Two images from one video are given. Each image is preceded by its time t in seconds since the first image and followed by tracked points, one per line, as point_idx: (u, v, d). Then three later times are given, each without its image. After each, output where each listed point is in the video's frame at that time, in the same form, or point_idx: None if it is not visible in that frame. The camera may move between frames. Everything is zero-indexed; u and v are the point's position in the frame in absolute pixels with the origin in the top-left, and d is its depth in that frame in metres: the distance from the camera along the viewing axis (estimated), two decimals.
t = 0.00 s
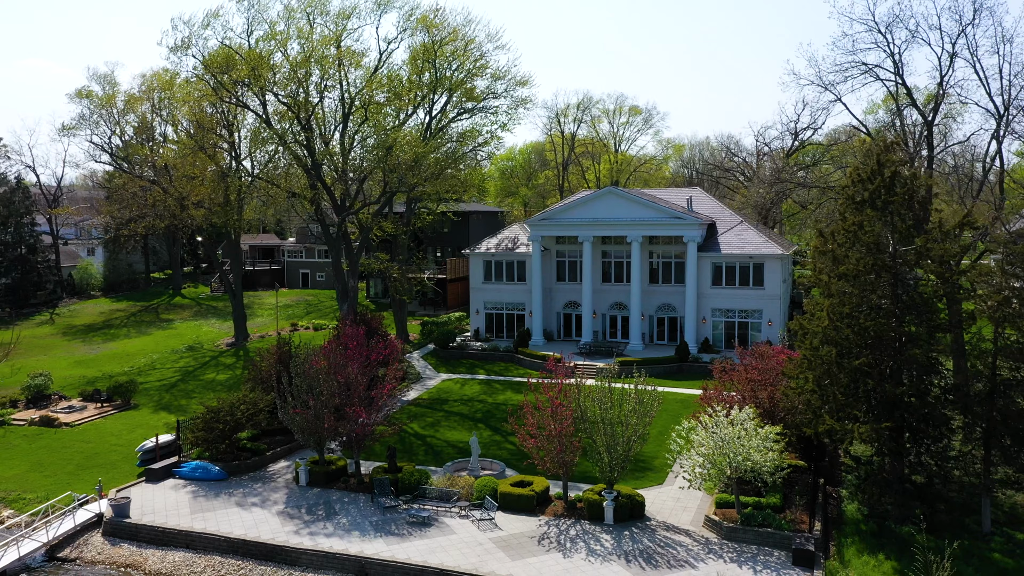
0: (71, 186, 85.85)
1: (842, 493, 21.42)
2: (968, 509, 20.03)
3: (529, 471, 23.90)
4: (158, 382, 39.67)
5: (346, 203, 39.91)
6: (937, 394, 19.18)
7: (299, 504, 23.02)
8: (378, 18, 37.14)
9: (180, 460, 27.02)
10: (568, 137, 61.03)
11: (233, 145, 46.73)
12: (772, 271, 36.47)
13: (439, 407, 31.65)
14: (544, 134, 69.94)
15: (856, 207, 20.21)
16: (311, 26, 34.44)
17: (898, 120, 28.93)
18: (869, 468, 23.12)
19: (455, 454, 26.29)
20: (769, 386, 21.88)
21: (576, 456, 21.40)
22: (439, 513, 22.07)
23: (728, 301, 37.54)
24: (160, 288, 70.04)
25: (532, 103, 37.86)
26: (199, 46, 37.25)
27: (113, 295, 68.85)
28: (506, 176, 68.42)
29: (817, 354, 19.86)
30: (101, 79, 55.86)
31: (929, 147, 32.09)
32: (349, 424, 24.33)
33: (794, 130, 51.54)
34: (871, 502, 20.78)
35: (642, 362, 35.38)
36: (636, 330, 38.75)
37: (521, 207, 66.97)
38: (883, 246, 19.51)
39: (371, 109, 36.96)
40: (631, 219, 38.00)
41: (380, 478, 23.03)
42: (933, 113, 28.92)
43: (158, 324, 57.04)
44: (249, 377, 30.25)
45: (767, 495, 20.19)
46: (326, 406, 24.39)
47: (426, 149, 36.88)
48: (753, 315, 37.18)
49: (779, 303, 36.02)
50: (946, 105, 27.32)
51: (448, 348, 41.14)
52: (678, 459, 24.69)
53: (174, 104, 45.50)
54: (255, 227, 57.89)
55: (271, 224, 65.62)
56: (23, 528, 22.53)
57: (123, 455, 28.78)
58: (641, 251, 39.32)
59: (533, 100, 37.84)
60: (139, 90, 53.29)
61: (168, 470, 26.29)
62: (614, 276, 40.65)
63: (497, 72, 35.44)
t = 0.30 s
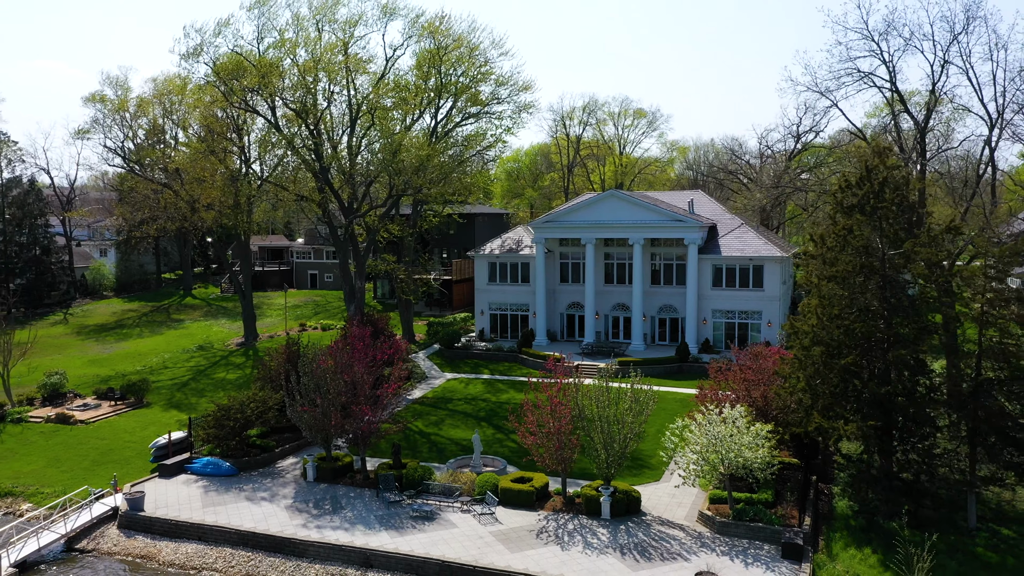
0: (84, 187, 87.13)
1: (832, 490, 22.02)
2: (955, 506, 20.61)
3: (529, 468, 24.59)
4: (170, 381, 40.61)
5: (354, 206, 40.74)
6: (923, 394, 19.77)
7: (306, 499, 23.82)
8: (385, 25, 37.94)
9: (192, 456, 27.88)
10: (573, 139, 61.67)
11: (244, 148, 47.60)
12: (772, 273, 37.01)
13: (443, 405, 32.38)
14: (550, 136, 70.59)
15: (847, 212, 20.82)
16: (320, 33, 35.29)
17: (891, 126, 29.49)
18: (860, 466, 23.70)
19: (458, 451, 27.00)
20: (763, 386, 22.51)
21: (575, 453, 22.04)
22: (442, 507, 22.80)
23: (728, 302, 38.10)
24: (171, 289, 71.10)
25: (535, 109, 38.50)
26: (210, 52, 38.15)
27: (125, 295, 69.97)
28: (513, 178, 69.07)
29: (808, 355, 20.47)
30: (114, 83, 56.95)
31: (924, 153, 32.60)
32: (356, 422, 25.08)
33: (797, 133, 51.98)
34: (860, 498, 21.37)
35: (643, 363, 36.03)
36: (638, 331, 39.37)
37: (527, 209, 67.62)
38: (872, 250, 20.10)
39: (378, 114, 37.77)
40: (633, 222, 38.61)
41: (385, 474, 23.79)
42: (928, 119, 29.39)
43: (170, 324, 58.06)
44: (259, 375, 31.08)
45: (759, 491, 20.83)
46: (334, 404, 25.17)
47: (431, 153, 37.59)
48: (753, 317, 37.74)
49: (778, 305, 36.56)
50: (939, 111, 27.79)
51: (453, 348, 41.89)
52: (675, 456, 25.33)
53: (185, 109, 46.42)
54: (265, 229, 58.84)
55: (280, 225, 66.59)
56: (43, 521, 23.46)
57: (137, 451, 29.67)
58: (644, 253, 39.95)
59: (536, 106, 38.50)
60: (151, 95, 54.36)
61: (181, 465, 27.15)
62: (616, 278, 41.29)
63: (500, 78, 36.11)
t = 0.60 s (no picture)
0: (96, 189, 88.35)
1: (824, 487, 22.62)
2: (941, 502, 21.19)
3: (529, 465, 25.27)
4: (180, 380, 41.50)
5: (360, 208, 41.53)
6: (910, 393, 20.36)
7: (313, 494, 24.61)
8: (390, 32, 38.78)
9: (203, 452, 28.71)
10: (577, 142, 62.31)
11: (253, 151, 48.50)
12: (771, 275, 37.55)
13: (446, 404, 33.11)
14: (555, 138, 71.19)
15: (837, 217, 21.43)
16: (327, 40, 36.16)
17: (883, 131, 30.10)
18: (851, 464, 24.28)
19: (460, 449, 27.71)
20: (756, 385, 23.15)
21: (572, 450, 22.69)
22: (444, 502, 23.54)
23: (728, 303, 38.68)
24: (181, 289, 72.14)
25: (537, 113, 39.15)
26: (220, 58, 39.07)
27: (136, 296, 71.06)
28: (518, 180, 69.76)
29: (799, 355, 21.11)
30: (126, 87, 58.03)
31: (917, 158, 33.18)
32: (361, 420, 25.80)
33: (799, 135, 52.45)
34: (850, 495, 21.95)
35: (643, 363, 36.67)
36: (639, 331, 40.00)
37: (532, 211, 68.27)
38: (861, 254, 20.72)
39: (384, 118, 38.58)
40: (634, 224, 39.25)
41: (388, 470, 24.56)
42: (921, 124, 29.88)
43: (180, 324, 59.06)
44: (268, 374, 31.88)
45: (751, 488, 21.46)
46: (339, 402, 25.92)
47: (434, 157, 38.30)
48: (752, 318, 38.31)
49: (777, 306, 37.12)
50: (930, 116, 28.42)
51: (457, 348, 42.62)
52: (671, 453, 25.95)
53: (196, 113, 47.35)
54: (273, 231, 59.78)
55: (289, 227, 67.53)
56: (59, 513, 24.35)
57: (150, 448, 30.55)
58: (645, 254, 40.57)
59: (538, 111, 39.17)
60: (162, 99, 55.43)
61: (192, 461, 27.96)
62: (618, 279, 41.93)
63: (502, 84, 36.81)
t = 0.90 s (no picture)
0: (105, 191, 89.47)
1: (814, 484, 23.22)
2: (928, 499, 21.77)
3: (528, 463, 25.95)
4: (189, 379, 42.37)
5: (365, 211, 42.31)
6: (897, 393, 20.94)
7: (318, 490, 25.37)
8: (394, 38, 39.58)
9: (211, 449, 29.52)
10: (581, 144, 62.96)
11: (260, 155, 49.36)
12: (769, 277, 38.12)
13: (449, 403, 33.83)
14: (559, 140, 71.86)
15: (826, 221, 22.08)
16: (332, 47, 36.97)
17: (875, 137, 30.64)
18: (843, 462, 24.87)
19: (462, 447, 28.41)
20: (748, 385, 23.77)
21: (569, 447, 23.36)
22: (445, 498, 24.26)
23: (727, 305, 39.28)
24: (190, 290, 73.12)
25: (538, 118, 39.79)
26: (228, 65, 39.95)
27: (145, 296, 72.09)
28: (522, 183, 70.39)
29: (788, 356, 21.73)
30: (136, 92, 59.05)
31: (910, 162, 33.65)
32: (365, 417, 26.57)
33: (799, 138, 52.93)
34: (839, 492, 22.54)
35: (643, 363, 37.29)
36: (639, 332, 40.62)
37: (536, 212, 68.94)
38: (849, 257, 21.37)
39: (388, 123, 39.36)
40: (634, 227, 39.88)
41: (391, 467, 25.32)
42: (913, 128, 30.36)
43: (189, 324, 60.02)
44: (275, 373, 32.66)
45: (743, 485, 22.09)
46: (344, 401, 26.69)
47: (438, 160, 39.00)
48: (750, 319, 38.89)
49: (775, 307, 37.70)
50: (921, 123, 28.94)
51: (461, 348, 43.34)
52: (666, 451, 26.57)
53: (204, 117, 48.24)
54: (280, 233, 60.68)
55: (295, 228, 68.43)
56: (73, 508, 25.19)
57: (160, 445, 31.39)
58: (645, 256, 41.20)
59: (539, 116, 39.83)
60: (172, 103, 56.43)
61: (201, 458, 28.78)
62: (618, 281, 42.57)
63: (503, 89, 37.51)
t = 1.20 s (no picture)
0: (114, 192, 90.56)
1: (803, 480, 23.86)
2: (915, 495, 22.35)
3: (525, 459, 26.65)
4: (197, 378, 43.21)
5: (369, 213, 43.10)
6: (882, 392, 21.58)
7: (323, 484, 26.16)
8: (398, 44, 40.41)
9: (219, 446, 30.34)
10: (583, 147, 63.67)
11: (267, 157, 50.21)
12: (766, 279, 38.72)
13: (451, 402, 34.54)
14: (562, 142, 72.56)
15: (814, 224, 22.78)
16: (337, 53, 37.79)
17: (868, 141, 31.20)
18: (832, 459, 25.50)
19: (462, 444, 29.14)
20: (740, 384, 24.44)
21: (565, 444, 24.05)
22: (444, 492, 25.00)
23: (724, 306, 39.90)
24: (197, 290, 74.08)
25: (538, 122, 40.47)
26: (235, 70, 40.82)
27: (154, 296, 73.11)
28: (525, 184, 71.16)
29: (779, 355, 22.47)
30: (145, 95, 60.06)
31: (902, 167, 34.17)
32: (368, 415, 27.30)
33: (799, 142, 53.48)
34: (828, 488, 23.16)
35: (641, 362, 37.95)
36: (638, 332, 41.28)
37: (539, 214, 69.65)
38: (836, 260, 22.04)
39: (393, 126, 40.15)
40: (633, 229, 40.53)
41: (393, 463, 26.08)
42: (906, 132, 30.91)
43: (196, 324, 60.94)
44: (281, 372, 33.43)
45: (733, 481, 22.76)
46: (348, 399, 27.44)
47: (440, 163, 39.73)
48: (747, 320, 39.51)
49: (772, 308, 38.31)
50: (912, 128, 29.52)
51: (463, 347, 44.07)
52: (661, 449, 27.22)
53: (212, 121, 49.10)
54: (286, 234, 61.52)
55: (301, 230, 69.33)
56: (86, 501, 26.04)
57: (169, 441, 32.21)
58: (644, 258, 41.82)
59: (539, 120, 40.52)
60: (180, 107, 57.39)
61: (208, 454, 29.60)
62: (618, 282, 43.23)
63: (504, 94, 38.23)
